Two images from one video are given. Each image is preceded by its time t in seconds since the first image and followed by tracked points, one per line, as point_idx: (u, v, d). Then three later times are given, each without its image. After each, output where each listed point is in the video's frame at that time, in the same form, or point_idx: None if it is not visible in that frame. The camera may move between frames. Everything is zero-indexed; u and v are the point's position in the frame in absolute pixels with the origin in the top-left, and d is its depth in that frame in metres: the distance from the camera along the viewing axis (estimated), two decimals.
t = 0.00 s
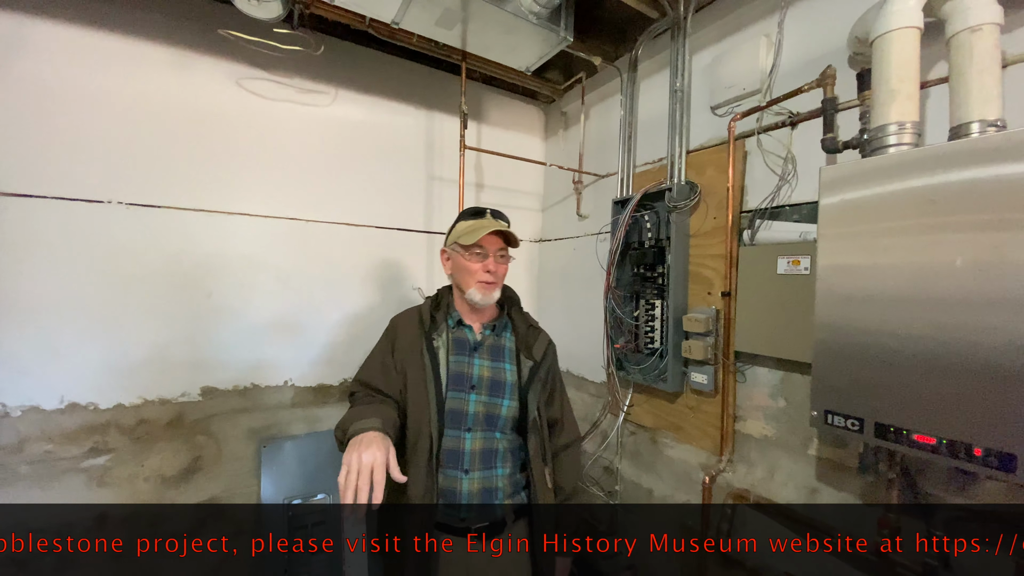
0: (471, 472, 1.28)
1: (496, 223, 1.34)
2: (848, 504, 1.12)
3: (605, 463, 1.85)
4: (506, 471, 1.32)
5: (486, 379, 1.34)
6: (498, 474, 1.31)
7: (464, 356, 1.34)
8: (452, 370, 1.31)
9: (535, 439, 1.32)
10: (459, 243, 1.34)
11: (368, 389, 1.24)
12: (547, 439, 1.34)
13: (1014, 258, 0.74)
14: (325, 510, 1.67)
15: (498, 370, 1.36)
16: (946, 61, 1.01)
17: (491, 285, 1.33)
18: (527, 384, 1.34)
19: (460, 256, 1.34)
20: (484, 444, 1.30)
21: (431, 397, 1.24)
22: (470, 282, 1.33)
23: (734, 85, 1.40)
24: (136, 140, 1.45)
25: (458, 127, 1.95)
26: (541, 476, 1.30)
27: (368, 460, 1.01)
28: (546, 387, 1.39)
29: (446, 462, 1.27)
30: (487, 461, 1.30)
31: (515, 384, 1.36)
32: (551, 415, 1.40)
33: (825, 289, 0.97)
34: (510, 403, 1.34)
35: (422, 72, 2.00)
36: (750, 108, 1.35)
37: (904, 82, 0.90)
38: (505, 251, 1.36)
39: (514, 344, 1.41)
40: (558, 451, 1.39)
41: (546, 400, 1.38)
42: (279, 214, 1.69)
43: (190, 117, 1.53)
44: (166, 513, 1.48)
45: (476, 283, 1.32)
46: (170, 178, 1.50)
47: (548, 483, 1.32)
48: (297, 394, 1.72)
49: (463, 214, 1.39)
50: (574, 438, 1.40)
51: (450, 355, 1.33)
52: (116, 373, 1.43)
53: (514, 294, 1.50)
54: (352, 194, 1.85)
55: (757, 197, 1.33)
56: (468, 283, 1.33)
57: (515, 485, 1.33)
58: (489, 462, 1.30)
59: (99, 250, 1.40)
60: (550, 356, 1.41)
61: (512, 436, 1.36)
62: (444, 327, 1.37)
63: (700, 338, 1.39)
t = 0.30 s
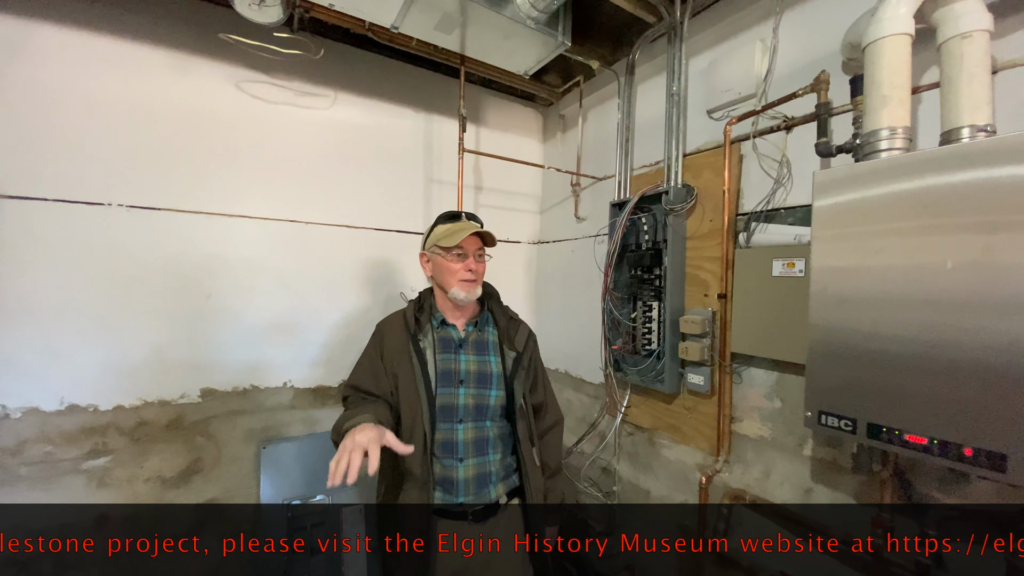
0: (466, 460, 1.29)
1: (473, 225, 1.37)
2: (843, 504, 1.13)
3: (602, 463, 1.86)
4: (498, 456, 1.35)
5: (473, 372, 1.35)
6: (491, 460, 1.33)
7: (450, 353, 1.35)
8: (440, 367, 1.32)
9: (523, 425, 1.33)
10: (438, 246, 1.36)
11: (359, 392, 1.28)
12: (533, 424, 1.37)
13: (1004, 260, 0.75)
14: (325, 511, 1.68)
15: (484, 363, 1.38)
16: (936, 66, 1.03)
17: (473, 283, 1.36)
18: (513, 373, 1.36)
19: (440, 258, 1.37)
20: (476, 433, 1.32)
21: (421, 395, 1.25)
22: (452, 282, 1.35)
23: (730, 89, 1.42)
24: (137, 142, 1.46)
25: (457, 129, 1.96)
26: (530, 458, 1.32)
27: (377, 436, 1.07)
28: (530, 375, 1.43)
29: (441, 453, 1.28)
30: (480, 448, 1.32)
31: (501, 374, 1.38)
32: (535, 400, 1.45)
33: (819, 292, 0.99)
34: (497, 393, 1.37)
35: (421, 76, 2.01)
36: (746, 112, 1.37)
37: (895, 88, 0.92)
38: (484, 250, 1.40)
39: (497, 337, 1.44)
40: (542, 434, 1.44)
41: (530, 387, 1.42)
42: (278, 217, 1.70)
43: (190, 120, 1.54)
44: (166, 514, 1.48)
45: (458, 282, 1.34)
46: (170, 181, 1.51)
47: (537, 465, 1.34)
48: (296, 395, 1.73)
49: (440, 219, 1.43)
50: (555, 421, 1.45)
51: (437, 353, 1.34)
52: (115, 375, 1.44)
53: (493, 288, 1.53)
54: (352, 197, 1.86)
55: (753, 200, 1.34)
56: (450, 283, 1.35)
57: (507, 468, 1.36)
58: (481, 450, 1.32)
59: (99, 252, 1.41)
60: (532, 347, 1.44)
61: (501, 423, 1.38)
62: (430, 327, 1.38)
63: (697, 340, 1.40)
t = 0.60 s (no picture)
0: (473, 455, 1.31)
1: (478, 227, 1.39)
2: (839, 504, 1.14)
3: (600, 463, 1.88)
4: (504, 451, 1.37)
5: (479, 369, 1.37)
6: (496, 455, 1.35)
7: (456, 351, 1.37)
8: (447, 365, 1.33)
9: (526, 423, 1.36)
10: (445, 248, 1.37)
11: (366, 390, 1.26)
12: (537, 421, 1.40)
13: (995, 263, 0.77)
14: (325, 511, 1.68)
15: (489, 360, 1.40)
16: (929, 71, 1.04)
17: (480, 284, 1.38)
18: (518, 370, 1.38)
19: (446, 260, 1.38)
20: (482, 429, 1.34)
21: (429, 392, 1.27)
22: (458, 284, 1.36)
23: (727, 92, 1.43)
24: (138, 145, 1.47)
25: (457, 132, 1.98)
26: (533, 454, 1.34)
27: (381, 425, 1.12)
28: (532, 373, 1.44)
29: (449, 449, 1.30)
30: (486, 443, 1.34)
31: (506, 372, 1.40)
32: (537, 398, 1.46)
33: (813, 293, 1.00)
34: (503, 390, 1.39)
35: (420, 79, 2.03)
36: (743, 116, 1.38)
37: (888, 92, 0.93)
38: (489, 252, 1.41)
39: (501, 336, 1.45)
40: (544, 431, 1.45)
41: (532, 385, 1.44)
42: (278, 219, 1.71)
43: (191, 123, 1.55)
44: (166, 515, 1.49)
45: (466, 283, 1.36)
46: (170, 182, 1.51)
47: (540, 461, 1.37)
48: (296, 396, 1.73)
49: (446, 222, 1.44)
50: (554, 420, 1.45)
51: (444, 352, 1.35)
52: (116, 376, 1.44)
53: (496, 290, 1.53)
54: (351, 199, 1.87)
55: (749, 203, 1.36)
56: (457, 284, 1.36)
57: (511, 463, 1.39)
58: (487, 445, 1.34)
59: (100, 254, 1.41)
60: (534, 346, 1.47)
61: (506, 419, 1.40)
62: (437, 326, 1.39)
63: (694, 341, 1.41)
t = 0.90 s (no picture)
0: (480, 452, 1.32)
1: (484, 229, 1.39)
2: (833, 503, 1.15)
3: (598, 464, 1.88)
4: (510, 449, 1.38)
5: (487, 369, 1.38)
6: (501, 453, 1.36)
7: (465, 351, 1.37)
8: (457, 364, 1.34)
9: (531, 423, 1.37)
10: (453, 249, 1.40)
11: (375, 387, 1.28)
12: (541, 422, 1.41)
13: (985, 263, 0.78)
14: (322, 512, 1.69)
15: (496, 360, 1.40)
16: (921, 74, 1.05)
17: (486, 285, 1.38)
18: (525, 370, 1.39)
19: (453, 261, 1.40)
20: (489, 427, 1.35)
21: (439, 390, 1.27)
22: (465, 285, 1.38)
23: (722, 95, 1.44)
24: (137, 147, 1.47)
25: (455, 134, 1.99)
26: (537, 454, 1.35)
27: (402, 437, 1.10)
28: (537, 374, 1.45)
29: (457, 446, 1.30)
30: (493, 441, 1.35)
31: (513, 372, 1.41)
32: (541, 398, 1.47)
33: (807, 294, 1.01)
34: (510, 389, 1.39)
35: (418, 81, 2.04)
36: (738, 118, 1.39)
37: (880, 95, 0.94)
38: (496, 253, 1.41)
39: (508, 337, 1.47)
40: (548, 432, 1.46)
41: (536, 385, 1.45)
42: (276, 220, 1.71)
43: (190, 125, 1.55)
44: (163, 515, 1.49)
45: (472, 285, 1.37)
46: (169, 183, 1.52)
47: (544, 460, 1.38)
48: (294, 397, 1.74)
49: (456, 223, 1.46)
50: (559, 420, 1.48)
51: (454, 352, 1.36)
52: (115, 377, 1.45)
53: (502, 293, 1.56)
54: (350, 201, 1.88)
55: (744, 204, 1.37)
56: (463, 285, 1.38)
57: (516, 462, 1.40)
58: (494, 443, 1.35)
59: (99, 255, 1.42)
60: (539, 349, 1.48)
61: (512, 419, 1.41)
62: (447, 326, 1.40)
63: (690, 342, 1.42)
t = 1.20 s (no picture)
0: (477, 452, 1.32)
1: (484, 229, 1.40)
2: (828, 503, 1.15)
3: (595, 465, 1.89)
4: (508, 450, 1.38)
5: (488, 370, 1.38)
6: (499, 454, 1.36)
7: (467, 351, 1.38)
8: (458, 364, 1.34)
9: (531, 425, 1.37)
10: (453, 250, 1.42)
11: (376, 383, 1.27)
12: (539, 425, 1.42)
13: (976, 265, 0.78)
14: (319, 513, 1.69)
15: (497, 362, 1.40)
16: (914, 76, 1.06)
17: (483, 285, 1.39)
18: (525, 372, 1.39)
19: (453, 261, 1.42)
20: (488, 428, 1.35)
21: (440, 390, 1.27)
22: (462, 285, 1.39)
23: (718, 96, 1.45)
24: (134, 148, 1.48)
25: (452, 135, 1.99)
26: (535, 456, 1.36)
27: (404, 440, 1.09)
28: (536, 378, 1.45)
29: (455, 446, 1.30)
30: (491, 442, 1.35)
31: (513, 374, 1.41)
32: (540, 401, 1.47)
33: (801, 294, 1.01)
34: (509, 391, 1.40)
35: (416, 82, 2.04)
36: (733, 119, 1.40)
37: (873, 97, 0.95)
38: (494, 254, 1.42)
39: (509, 339, 1.47)
40: (547, 434, 1.47)
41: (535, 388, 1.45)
42: (273, 221, 1.71)
43: (188, 126, 1.56)
44: (160, 516, 1.49)
45: (468, 284, 1.38)
46: (167, 184, 1.52)
47: (542, 462, 1.38)
48: (291, 397, 1.74)
49: (459, 225, 1.48)
50: (557, 423, 1.48)
51: (455, 352, 1.36)
52: (112, 377, 1.45)
53: (503, 295, 1.56)
54: (347, 202, 1.88)
55: (740, 205, 1.37)
56: (460, 285, 1.39)
57: (514, 463, 1.40)
58: (492, 444, 1.35)
59: (96, 255, 1.42)
60: (541, 351, 1.48)
61: (510, 420, 1.41)
62: (450, 325, 1.40)
63: (685, 342, 1.42)
